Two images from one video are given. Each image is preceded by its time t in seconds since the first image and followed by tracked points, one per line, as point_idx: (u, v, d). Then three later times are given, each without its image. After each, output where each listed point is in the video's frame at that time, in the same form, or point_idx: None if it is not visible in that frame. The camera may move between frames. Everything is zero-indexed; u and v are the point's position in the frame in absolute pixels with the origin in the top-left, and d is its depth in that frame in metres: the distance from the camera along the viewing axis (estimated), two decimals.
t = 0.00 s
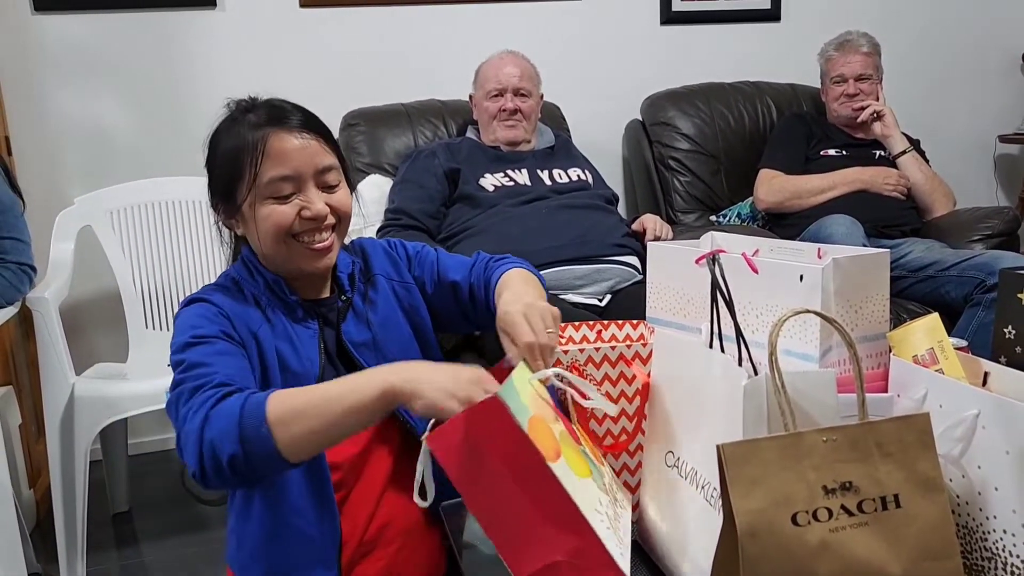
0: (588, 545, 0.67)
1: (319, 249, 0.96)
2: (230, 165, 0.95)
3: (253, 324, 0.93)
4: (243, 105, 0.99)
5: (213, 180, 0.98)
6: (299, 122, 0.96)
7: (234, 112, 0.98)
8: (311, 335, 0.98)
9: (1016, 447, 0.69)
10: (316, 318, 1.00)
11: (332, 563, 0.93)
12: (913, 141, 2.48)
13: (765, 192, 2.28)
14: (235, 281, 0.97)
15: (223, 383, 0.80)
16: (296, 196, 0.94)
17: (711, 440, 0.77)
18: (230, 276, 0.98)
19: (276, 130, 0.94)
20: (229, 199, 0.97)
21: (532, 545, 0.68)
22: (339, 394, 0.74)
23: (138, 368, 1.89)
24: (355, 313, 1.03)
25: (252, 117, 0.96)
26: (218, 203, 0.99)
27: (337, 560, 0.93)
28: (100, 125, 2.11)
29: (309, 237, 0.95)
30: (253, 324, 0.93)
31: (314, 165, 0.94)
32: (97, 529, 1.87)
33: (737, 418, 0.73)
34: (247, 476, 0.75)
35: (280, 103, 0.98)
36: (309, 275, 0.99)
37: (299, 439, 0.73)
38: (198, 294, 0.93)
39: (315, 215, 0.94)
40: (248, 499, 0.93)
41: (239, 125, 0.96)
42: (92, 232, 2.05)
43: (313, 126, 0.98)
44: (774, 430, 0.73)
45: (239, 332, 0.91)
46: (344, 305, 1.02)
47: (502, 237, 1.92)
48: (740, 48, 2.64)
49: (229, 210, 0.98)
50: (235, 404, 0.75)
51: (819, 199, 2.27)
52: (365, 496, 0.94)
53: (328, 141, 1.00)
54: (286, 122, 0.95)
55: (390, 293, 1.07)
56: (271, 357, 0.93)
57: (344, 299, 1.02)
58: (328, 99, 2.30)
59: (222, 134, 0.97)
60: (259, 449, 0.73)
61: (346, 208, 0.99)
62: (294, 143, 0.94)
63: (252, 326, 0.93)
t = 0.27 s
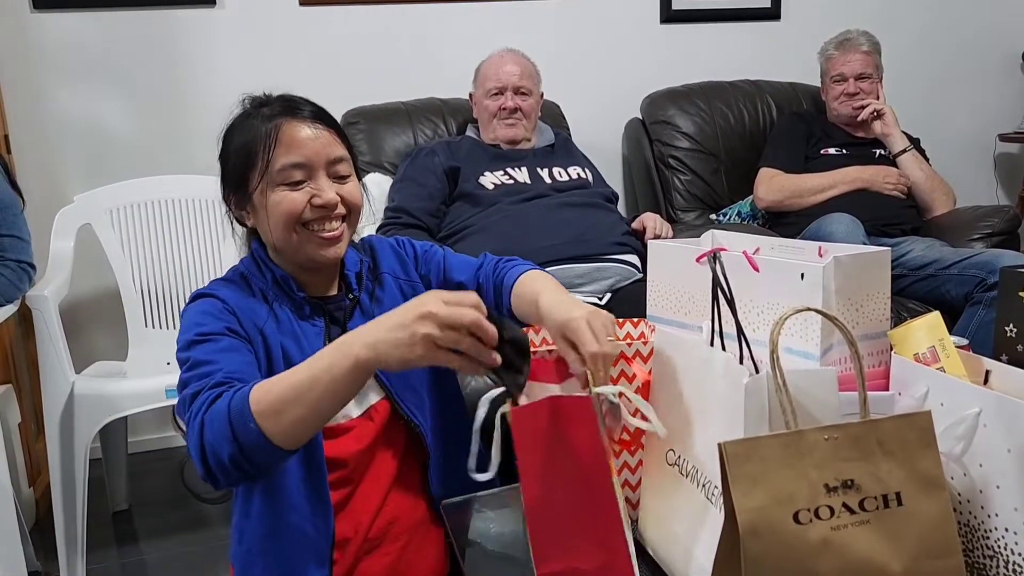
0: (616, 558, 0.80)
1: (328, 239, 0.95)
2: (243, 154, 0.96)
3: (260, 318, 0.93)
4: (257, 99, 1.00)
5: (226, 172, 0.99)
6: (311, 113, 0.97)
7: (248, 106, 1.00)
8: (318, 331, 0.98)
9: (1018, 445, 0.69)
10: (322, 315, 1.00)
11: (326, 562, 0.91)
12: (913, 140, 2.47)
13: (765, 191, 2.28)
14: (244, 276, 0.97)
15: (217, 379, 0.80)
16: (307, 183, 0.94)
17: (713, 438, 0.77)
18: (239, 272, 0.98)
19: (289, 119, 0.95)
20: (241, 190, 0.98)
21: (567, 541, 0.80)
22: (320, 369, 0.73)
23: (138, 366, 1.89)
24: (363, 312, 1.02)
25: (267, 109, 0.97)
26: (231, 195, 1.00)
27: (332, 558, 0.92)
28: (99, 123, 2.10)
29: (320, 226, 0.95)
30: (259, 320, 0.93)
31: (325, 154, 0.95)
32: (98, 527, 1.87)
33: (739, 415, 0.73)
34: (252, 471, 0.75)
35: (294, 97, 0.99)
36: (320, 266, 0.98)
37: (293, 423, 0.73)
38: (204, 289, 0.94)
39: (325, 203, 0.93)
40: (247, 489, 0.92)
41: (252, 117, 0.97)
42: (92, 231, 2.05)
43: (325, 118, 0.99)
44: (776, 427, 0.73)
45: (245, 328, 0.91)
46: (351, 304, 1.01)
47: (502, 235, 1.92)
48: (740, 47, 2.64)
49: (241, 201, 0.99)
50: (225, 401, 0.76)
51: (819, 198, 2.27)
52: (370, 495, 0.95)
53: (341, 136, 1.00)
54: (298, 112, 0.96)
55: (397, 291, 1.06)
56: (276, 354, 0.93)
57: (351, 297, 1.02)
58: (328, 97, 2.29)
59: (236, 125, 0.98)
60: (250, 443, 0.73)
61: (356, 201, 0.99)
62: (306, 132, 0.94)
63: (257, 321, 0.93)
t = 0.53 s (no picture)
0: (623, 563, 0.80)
1: (334, 226, 0.93)
2: (253, 143, 0.96)
3: (265, 314, 0.93)
4: (271, 93, 1.01)
5: (236, 163, 0.99)
6: (322, 106, 0.98)
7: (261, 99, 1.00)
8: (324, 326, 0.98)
9: (1018, 442, 0.69)
10: (328, 311, 0.99)
11: (336, 557, 0.91)
12: (912, 137, 2.47)
13: (764, 188, 2.28)
14: (250, 272, 0.97)
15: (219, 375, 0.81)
16: (316, 170, 0.94)
17: (714, 436, 0.77)
18: (245, 267, 0.98)
19: (300, 110, 0.95)
20: (250, 179, 0.98)
21: (576, 540, 0.80)
22: (312, 359, 0.74)
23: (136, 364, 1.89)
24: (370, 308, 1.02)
25: (279, 102, 0.97)
26: (240, 185, 1.00)
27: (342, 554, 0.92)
28: (96, 121, 2.10)
29: (327, 213, 0.93)
30: (264, 316, 0.93)
31: (334, 145, 0.95)
32: (96, 526, 1.86)
33: (739, 413, 0.72)
34: (258, 465, 0.77)
35: (307, 92, 1.00)
36: (326, 256, 0.96)
37: (293, 414, 0.75)
38: (208, 286, 0.93)
39: (332, 190, 0.92)
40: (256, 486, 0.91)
41: (264, 109, 0.97)
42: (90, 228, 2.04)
43: (335, 112, 0.99)
44: (776, 424, 0.73)
45: (250, 324, 0.91)
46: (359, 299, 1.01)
47: (500, 233, 1.92)
48: (739, 44, 2.63)
49: (250, 190, 0.99)
50: (225, 400, 0.77)
51: (818, 195, 2.26)
52: (377, 492, 0.95)
53: (351, 130, 1.00)
54: (310, 104, 0.97)
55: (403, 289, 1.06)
56: (282, 349, 0.92)
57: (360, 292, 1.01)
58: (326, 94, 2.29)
59: (248, 117, 0.99)
60: (254, 440, 0.75)
61: (365, 193, 0.97)
62: (317, 122, 0.94)
63: (263, 316, 0.93)
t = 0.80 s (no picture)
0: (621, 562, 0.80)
1: (335, 226, 0.93)
2: (259, 141, 0.96)
3: (263, 313, 0.93)
4: (280, 92, 1.01)
5: (242, 160, 0.99)
6: (328, 106, 0.97)
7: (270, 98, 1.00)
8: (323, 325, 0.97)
9: (1014, 440, 0.69)
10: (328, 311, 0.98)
11: (341, 550, 0.90)
12: (910, 134, 2.47)
13: (761, 186, 2.28)
14: (251, 271, 0.98)
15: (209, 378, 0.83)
16: (318, 170, 0.93)
17: (711, 434, 0.77)
18: (247, 266, 0.98)
19: (306, 110, 0.95)
20: (254, 177, 0.98)
21: (575, 540, 0.80)
22: (287, 359, 0.76)
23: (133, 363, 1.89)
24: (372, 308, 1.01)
25: (286, 101, 0.97)
26: (245, 182, 1.00)
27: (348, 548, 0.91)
28: (93, 119, 2.09)
29: (329, 212, 0.93)
30: (262, 315, 0.93)
31: (338, 145, 0.94)
32: (93, 525, 1.86)
33: (735, 410, 0.72)
34: (250, 464, 0.79)
35: (315, 92, 1.00)
36: (327, 254, 0.96)
37: (275, 413, 0.77)
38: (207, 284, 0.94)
39: (334, 190, 0.92)
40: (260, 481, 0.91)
41: (272, 107, 0.97)
42: (87, 227, 2.04)
43: (341, 113, 0.99)
44: (772, 423, 0.73)
45: (246, 324, 0.91)
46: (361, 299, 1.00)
47: (497, 231, 1.92)
48: (737, 42, 2.63)
49: (254, 187, 0.98)
50: (211, 405, 0.79)
51: (815, 192, 2.26)
52: (380, 489, 0.95)
53: (356, 131, 1.00)
54: (316, 104, 0.96)
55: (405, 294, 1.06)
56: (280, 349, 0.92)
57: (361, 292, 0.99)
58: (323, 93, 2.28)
59: (255, 116, 0.99)
60: (241, 440, 0.77)
61: (367, 195, 0.97)
62: (322, 123, 0.94)
63: (261, 315, 0.93)
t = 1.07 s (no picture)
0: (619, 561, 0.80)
1: (328, 225, 0.93)
2: (255, 138, 0.96)
3: (252, 312, 0.93)
4: (279, 90, 1.01)
5: (240, 156, 0.99)
6: (326, 105, 0.97)
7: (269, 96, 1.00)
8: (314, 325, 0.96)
9: (1012, 438, 0.69)
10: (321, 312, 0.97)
11: (326, 550, 0.89)
12: (908, 132, 2.47)
13: (760, 183, 2.28)
14: (247, 269, 0.97)
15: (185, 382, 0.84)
16: (312, 169, 0.93)
17: (710, 432, 0.77)
18: (244, 264, 0.98)
19: (304, 108, 0.95)
20: (250, 174, 0.97)
21: (573, 540, 0.80)
22: (254, 375, 0.77)
23: (131, 361, 1.89)
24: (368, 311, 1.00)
25: (284, 99, 0.97)
26: (242, 178, 1.00)
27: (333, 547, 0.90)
28: (91, 117, 2.09)
29: (322, 212, 0.93)
30: (250, 316, 0.93)
31: (334, 144, 0.94)
32: (93, 523, 1.86)
33: (733, 409, 0.72)
34: (217, 472, 0.81)
35: (314, 91, 1.00)
36: (320, 254, 0.96)
37: (241, 425, 0.79)
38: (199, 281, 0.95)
39: (327, 189, 0.92)
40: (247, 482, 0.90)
41: (270, 105, 0.97)
42: (84, 225, 2.03)
43: (339, 112, 0.98)
44: (770, 422, 0.73)
45: (232, 325, 0.91)
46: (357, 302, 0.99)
47: (496, 229, 1.92)
48: (735, 39, 2.63)
49: (250, 184, 0.98)
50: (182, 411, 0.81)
51: (814, 188, 2.26)
52: (376, 489, 0.94)
53: (355, 131, 0.99)
54: (314, 103, 0.96)
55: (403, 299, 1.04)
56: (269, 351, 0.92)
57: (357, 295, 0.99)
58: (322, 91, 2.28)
59: (254, 113, 0.99)
60: (207, 447, 0.79)
61: (362, 196, 0.96)
62: (318, 122, 0.94)
63: (250, 315, 0.93)
